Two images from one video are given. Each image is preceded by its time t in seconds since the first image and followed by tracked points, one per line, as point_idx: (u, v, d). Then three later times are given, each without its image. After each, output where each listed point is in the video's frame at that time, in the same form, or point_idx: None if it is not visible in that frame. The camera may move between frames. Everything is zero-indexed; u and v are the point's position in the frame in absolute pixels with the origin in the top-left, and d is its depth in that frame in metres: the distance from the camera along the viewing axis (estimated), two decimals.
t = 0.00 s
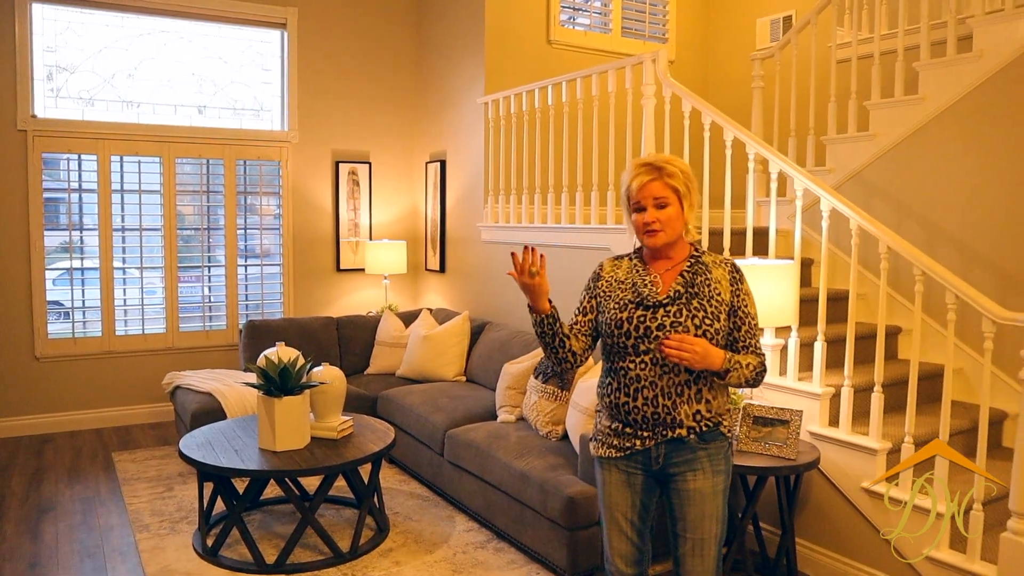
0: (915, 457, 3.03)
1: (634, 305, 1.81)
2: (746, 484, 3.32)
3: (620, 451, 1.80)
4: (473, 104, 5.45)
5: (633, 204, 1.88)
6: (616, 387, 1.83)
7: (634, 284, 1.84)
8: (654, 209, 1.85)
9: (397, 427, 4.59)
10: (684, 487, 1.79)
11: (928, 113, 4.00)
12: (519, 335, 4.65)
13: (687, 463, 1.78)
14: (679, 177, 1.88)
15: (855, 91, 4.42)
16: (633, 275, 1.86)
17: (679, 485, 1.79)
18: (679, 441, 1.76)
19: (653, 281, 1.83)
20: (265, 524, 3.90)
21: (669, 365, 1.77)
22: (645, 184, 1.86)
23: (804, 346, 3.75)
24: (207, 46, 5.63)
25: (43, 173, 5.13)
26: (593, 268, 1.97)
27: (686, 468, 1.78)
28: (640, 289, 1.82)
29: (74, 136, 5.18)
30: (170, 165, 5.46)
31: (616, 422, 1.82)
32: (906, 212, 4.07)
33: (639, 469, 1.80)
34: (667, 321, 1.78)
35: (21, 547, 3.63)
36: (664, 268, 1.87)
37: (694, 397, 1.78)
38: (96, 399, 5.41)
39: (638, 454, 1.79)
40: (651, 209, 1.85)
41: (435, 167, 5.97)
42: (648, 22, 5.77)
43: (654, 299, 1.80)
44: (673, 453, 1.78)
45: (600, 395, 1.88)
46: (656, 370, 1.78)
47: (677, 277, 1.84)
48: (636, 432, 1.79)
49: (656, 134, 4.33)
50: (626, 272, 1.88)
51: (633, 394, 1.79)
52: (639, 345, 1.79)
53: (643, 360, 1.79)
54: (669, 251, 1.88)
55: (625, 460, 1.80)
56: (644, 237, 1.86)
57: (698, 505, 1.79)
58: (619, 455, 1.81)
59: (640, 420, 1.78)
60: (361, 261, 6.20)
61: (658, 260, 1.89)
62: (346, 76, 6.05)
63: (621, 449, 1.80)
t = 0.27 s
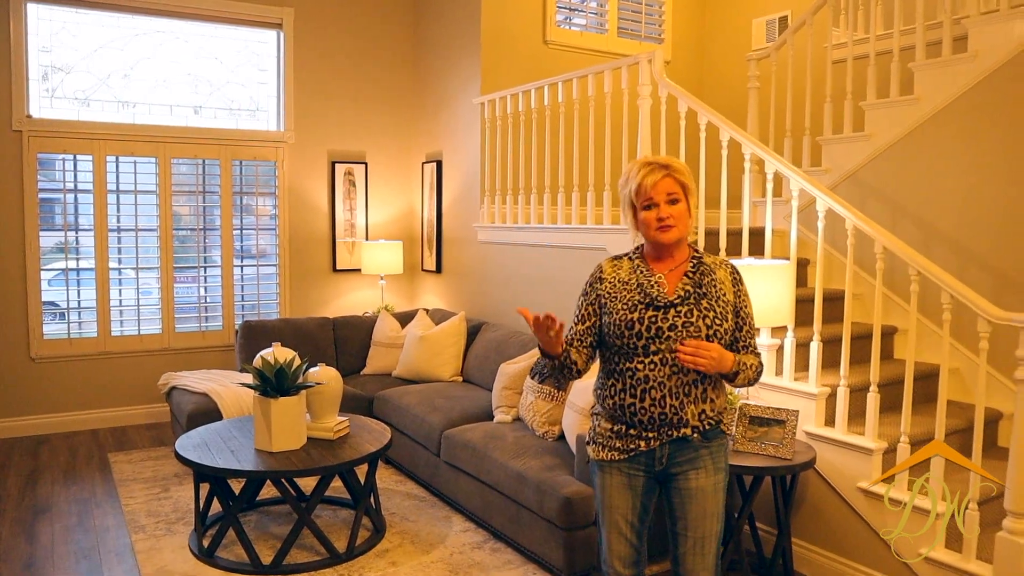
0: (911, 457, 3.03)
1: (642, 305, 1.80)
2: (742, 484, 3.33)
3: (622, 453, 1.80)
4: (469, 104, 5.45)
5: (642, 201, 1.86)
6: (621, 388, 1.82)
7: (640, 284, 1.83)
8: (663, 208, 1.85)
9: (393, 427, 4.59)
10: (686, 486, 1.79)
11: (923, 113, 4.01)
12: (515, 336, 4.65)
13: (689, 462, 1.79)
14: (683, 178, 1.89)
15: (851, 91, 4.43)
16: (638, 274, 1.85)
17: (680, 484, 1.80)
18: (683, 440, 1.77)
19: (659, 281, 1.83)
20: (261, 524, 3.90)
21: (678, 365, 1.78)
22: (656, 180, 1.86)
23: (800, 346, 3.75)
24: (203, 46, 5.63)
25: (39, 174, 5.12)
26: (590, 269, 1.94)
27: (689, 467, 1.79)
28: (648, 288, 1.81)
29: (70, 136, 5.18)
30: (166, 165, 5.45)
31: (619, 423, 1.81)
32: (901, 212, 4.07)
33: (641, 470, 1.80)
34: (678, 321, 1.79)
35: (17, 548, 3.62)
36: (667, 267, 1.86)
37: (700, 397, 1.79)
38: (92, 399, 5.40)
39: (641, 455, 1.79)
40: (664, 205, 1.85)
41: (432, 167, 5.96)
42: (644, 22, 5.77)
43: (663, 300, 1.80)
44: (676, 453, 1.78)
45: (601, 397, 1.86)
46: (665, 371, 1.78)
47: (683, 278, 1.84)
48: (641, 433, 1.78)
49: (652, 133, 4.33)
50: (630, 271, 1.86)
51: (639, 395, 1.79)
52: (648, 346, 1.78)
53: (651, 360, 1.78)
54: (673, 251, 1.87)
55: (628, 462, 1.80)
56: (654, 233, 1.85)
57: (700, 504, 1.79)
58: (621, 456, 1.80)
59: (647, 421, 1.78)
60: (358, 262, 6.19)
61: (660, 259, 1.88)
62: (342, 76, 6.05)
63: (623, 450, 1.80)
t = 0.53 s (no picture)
0: (912, 458, 3.03)
1: (654, 305, 1.79)
2: (742, 484, 3.33)
3: (628, 453, 1.79)
4: (469, 105, 5.45)
5: (644, 201, 1.87)
6: (629, 389, 1.81)
7: (650, 284, 1.81)
8: (668, 207, 1.85)
9: (393, 428, 4.59)
10: (690, 486, 1.80)
11: (923, 113, 4.01)
12: (516, 336, 4.65)
13: (694, 461, 1.79)
14: (688, 177, 1.89)
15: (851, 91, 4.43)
16: (645, 274, 1.83)
17: (684, 484, 1.80)
18: (689, 440, 1.78)
19: (668, 281, 1.82)
20: (261, 525, 3.90)
21: (688, 366, 1.78)
22: (658, 181, 1.86)
23: (800, 346, 3.75)
24: (203, 46, 5.63)
25: (39, 174, 5.12)
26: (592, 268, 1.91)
27: (694, 466, 1.79)
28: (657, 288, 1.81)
29: (70, 137, 5.18)
30: (166, 165, 5.46)
31: (624, 424, 1.81)
32: (902, 212, 4.08)
33: (646, 470, 1.80)
34: (689, 321, 1.78)
35: (18, 548, 3.62)
36: (672, 267, 1.87)
37: (708, 396, 1.80)
38: (92, 400, 5.40)
39: (647, 455, 1.79)
40: (665, 206, 1.85)
41: (432, 167, 5.96)
42: (644, 22, 5.77)
43: (674, 300, 1.79)
44: (681, 452, 1.79)
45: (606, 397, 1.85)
46: (676, 371, 1.78)
47: (689, 278, 1.85)
48: (648, 433, 1.78)
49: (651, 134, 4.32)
50: (635, 271, 1.85)
51: (649, 395, 1.78)
52: (659, 346, 1.78)
53: (662, 360, 1.78)
54: (677, 250, 1.87)
55: (633, 462, 1.80)
56: (655, 234, 1.85)
57: (706, 502, 1.79)
58: (626, 457, 1.80)
59: (655, 421, 1.78)
60: (358, 262, 6.19)
61: (663, 259, 1.88)
62: (342, 76, 6.05)
63: (628, 451, 1.79)
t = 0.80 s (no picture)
0: (912, 458, 3.03)
1: (655, 306, 1.78)
2: (742, 484, 3.33)
3: (629, 453, 1.79)
4: (469, 105, 5.45)
5: (642, 203, 1.87)
6: (632, 389, 1.81)
7: (652, 285, 1.81)
8: (670, 211, 1.84)
9: (393, 428, 4.59)
10: (691, 485, 1.80)
11: (923, 113, 4.01)
12: (515, 336, 4.65)
13: (696, 460, 1.80)
14: (690, 180, 1.89)
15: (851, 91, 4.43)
16: (646, 275, 1.83)
17: (686, 482, 1.80)
18: (691, 439, 1.78)
19: (669, 282, 1.82)
20: (261, 525, 3.90)
21: (689, 366, 1.79)
22: (655, 185, 1.85)
23: (800, 346, 3.75)
24: (203, 47, 5.63)
25: (39, 174, 5.12)
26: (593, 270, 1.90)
27: (695, 465, 1.79)
28: (657, 290, 1.80)
29: (70, 137, 5.18)
30: (166, 165, 5.46)
31: (626, 423, 1.80)
32: (901, 213, 4.08)
33: (648, 470, 1.80)
34: (691, 321, 1.78)
35: (18, 548, 3.62)
36: (671, 268, 1.86)
37: (709, 396, 1.81)
38: (92, 400, 5.40)
39: (649, 455, 1.79)
40: (660, 210, 1.84)
41: (432, 167, 5.96)
42: (644, 22, 5.77)
43: (675, 301, 1.79)
44: (683, 451, 1.79)
45: (607, 398, 1.84)
46: (678, 372, 1.78)
47: (690, 279, 1.85)
48: (651, 433, 1.78)
49: (651, 134, 4.32)
50: (636, 273, 1.85)
51: (651, 395, 1.78)
52: (661, 347, 1.78)
53: (664, 361, 1.78)
54: (677, 252, 1.87)
55: (634, 462, 1.80)
56: (650, 237, 1.85)
57: (707, 501, 1.79)
58: (627, 456, 1.80)
59: (658, 421, 1.78)
60: (357, 262, 6.19)
61: (662, 260, 1.87)
62: (342, 77, 6.05)
63: (630, 451, 1.79)
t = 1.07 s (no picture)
0: (912, 458, 3.03)
1: (651, 306, 1.79)
2: (742, 484, 3.33)
3: (628, 451, 1.80)
4: (469, 105, 5.45)
5: (645, 201, 1.87)
6: (630, 388, 1.81)
7: (649, 286, 1.81)
8: (671, 210, 1.84)
9: (393, 428, 4.59)
10: (691, 484, 1.80)
11: (923, 113, 4.01)
12: (515, 336, 4.65)
13: (695, 459, 1.80)
14: (692, 180, 1.88)
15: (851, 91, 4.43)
16: (645, 276, 1.84)
17: (685, 481, 1.80)
18: (689, 438, 1.78)
19: (667, 282, 1.82)
20: (261, 525, 3.90)
21: (685, 366, 1.78)
22: (660, 182, 1.85)
23: (800, 346, 3.75)
24: (202, 47, 5.63)
25: (38, 175, 5.12)
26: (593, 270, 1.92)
27: (695, 464, 1.79)
28: (654, 289, 1.81)
29: (69, 138, 5.18)
30: (166, 166, 5.45)
31: (625, 422, 1.81)
32: (901, 213, 4.08)
33: (647, 468, 1.80)
34: (687, 322, 1.78)
35: (18, 548, 3.62)
36: (671, 268, 1.86)
37: (707, 396, 1.80)
38: (92, 400, 5.40)
39: (648, 454, 1.79)
40: (664, 208, 1.84)
41: (431, 167, 5.96)
42: (643, 22, 5.77)
43: (672, 302, 1.79)
44: (682, 450, 1.79)
45: (606, 396, 1.85)
46: (674, 372, 1.78)
47: (688, 279, 1.84)
48: (649, 432, 1.79)
49: (651, 134, 4.32)
50: (635, 272, 1.85)
51: (649, 395, 1.79)
52: (657, 348, 1.78)
53: (660, 362, 1.78)
54: (677, 252, 1.87)
55: (634, 460, 1.80)
56: (654, 235, 1.85)
57: (707, 500, 1.79)
58: (627, 454, 1.80)
59: (655, 421, 1.78)
60: (357, 262, 6.19)
61: (663, 260, 1.88)
62: (342, 77, 6.05)
63: (629, 449, 1.80)
